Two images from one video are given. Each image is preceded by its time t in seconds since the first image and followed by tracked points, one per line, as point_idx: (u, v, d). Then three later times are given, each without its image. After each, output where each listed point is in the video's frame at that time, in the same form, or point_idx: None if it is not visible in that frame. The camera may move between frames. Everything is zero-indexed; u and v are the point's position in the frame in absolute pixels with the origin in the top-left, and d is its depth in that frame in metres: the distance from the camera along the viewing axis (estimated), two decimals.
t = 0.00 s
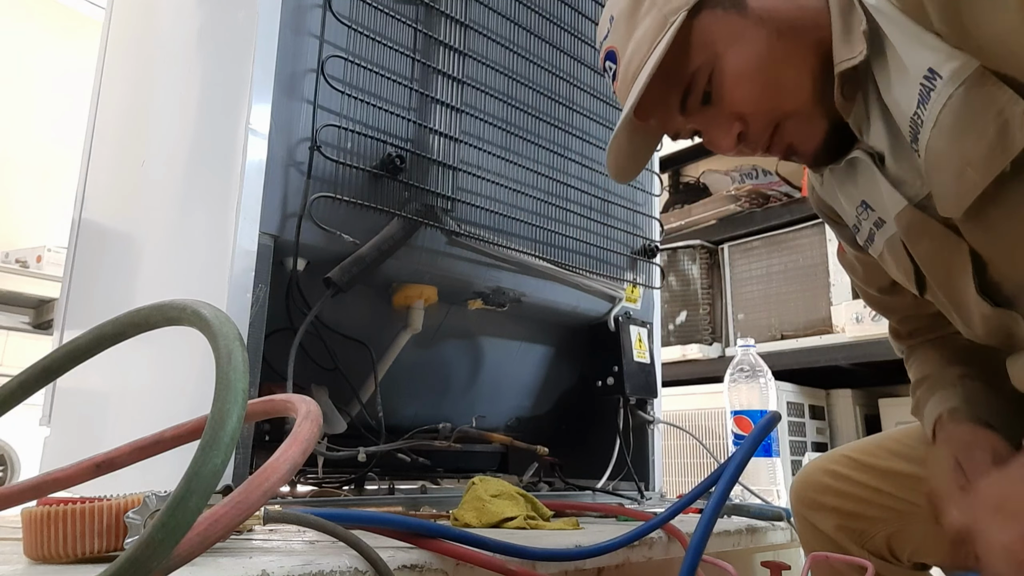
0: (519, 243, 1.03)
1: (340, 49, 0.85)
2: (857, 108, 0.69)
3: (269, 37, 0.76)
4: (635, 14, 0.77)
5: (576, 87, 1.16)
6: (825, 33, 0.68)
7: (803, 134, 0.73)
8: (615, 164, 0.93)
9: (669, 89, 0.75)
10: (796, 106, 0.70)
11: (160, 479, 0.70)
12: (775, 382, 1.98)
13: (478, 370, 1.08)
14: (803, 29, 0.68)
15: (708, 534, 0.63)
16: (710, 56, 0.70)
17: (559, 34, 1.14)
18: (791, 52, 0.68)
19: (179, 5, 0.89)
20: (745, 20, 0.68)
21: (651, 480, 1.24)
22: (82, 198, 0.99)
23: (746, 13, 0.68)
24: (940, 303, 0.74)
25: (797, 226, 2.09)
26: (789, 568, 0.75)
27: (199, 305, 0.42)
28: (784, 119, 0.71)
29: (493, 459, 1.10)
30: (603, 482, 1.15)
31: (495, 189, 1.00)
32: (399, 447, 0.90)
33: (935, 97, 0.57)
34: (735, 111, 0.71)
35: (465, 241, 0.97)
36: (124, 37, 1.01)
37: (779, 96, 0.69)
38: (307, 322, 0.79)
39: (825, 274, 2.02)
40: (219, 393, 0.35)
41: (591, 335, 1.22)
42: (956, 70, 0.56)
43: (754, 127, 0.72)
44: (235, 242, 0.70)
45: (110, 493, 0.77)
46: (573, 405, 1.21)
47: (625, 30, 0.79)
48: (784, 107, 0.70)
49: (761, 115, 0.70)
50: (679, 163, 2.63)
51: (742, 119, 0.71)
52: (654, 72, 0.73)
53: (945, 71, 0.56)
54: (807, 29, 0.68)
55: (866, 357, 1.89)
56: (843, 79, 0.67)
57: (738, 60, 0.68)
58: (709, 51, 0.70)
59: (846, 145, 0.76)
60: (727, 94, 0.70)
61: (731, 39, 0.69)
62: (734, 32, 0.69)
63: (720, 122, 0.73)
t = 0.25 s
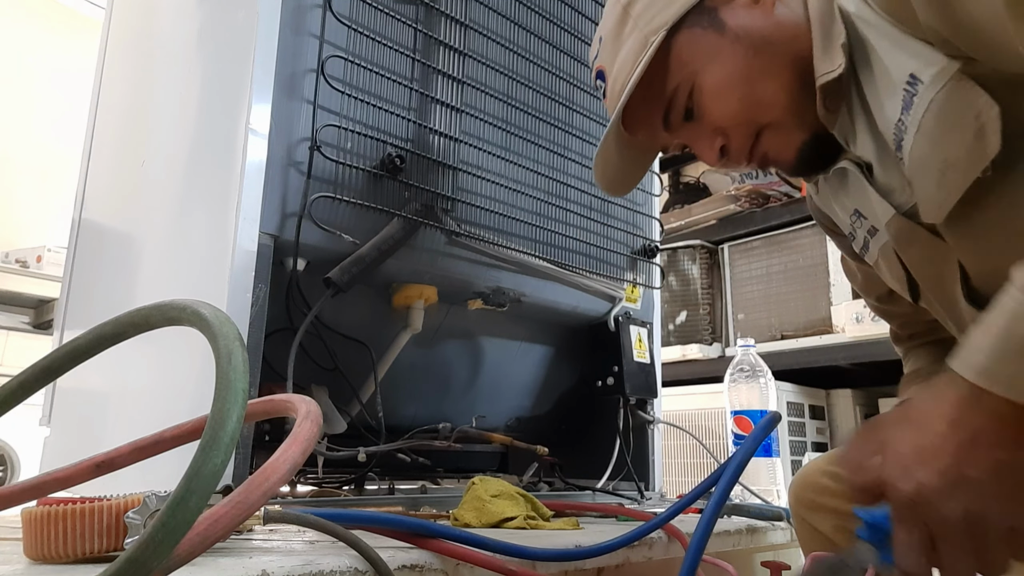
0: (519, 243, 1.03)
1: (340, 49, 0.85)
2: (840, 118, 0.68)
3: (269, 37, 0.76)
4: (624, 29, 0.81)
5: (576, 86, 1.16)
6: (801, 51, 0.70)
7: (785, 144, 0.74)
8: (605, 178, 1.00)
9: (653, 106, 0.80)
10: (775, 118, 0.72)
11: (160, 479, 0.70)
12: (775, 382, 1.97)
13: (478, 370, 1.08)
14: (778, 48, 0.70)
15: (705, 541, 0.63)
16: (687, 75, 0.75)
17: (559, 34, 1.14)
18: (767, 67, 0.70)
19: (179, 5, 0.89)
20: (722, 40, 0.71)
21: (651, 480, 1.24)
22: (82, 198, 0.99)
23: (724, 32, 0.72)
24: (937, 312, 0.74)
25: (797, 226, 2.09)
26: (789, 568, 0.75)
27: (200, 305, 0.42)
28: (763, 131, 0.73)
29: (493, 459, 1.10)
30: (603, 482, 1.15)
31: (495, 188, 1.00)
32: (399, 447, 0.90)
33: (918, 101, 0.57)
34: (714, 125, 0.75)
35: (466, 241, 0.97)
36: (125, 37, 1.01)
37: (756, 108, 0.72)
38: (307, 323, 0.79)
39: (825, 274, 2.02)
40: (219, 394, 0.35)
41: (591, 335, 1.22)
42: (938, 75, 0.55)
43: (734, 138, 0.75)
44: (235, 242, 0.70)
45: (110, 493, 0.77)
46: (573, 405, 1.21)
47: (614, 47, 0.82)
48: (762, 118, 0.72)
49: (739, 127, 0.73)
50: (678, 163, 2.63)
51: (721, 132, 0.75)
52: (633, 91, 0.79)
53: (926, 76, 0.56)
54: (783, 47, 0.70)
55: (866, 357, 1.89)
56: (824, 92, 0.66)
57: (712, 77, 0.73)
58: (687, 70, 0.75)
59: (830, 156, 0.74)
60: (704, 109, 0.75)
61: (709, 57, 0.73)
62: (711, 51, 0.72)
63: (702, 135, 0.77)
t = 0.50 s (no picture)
0: (519, 243, 1.03)
1: (340, 49, 0.85)
2: (823, 126, 0.69)
3: (269, 37, 0.76)
4: (611, 44, 0.83)
5: (576, 87, 1.16)
6: (783, 61, 0.71)
7: (772, 153, 0.75)
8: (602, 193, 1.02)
9: (642, 119, 0.82)
10: (761, 126, 0.72)
11: (159, 480, 0.70)
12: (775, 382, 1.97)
13: (478, 370, 1.08)
14: (760, 59, 0.71)
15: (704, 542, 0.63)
16: (673, 88, 0.76)
17: (559, 34, 1.14)
18: (751, 77, 0.71)
19: (179, 5, 0.89)
20: (705, 53, 0.73)
21: (651, 480, 1.24)
22: (82, 198, 0.99)
23: (706, 47, 0.73)
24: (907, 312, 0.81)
25: (797, 226, 2.09)
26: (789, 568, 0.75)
27: (200, 305, 0.42)
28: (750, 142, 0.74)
29: (493, 459, 1.10)
30: (603, 482, 1.15)
31: (495, 189, 1.00)
32: (399, 447, 0.90)
33: (881, 117, 0.59)
34: (702, 136, 0.76)
35: (466, 241, 0.97)
36: (125, 37, 1.01)
37: (742, 118, 0.72)
38: (307, 323, 0.79)
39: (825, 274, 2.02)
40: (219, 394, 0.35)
41: (591, 335, 1.22)
42: (893, 93, 0.57)
43: (723, 149, 0.75)
44: (235, 242, 0.70)
45: (110, 493, 0.77)
46: (573, 405, 1.21)
47: (603, 63, 0.85)
48: (749, 127, 0.72)
49: (726, 138, 0.74)
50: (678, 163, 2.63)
51: (710, 143, 0.75)
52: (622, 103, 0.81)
53: (883, 92, 0.57)
54: (763, 58, 0.71)
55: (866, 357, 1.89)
56: (806, 102, 0.66)
57: (698, 89, 0.73)
58: (673, 84, 0.76)
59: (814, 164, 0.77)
60: (691, 122, 0.76)
61: (693, 71, 0.74)
62: (694, 65, 0.74)
63: (692, 146, 0.78)
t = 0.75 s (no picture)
0: (519, 243, 1.03)
1: (340, 49, 0.85)
2: (794, 145, 0.69)
3: (269, 37, 0.76)
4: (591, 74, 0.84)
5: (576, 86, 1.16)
6: (754, 86, 0.71)
7: (749, 175, 0.75)
8: (586, 216, 1.01)
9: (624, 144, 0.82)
10: (737, 151, 0.73)
11: (159, 480, 0.70)
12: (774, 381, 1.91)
13: (478, 370, 1.08)
14: (732, 86, 0.71)
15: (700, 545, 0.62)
16: (652, 116, 0.76)
17: (559, 34, 1.14)
18: (724, 103, 0.72)
19: (178, 5, 0.89)
20: (680, 82, 0.73)
21: (651, 481, 1.24)
22: (82, 198, 0.99)
23: (681, 76, 0.73)
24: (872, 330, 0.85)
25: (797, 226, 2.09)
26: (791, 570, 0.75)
27: (200, 305, 0.42)
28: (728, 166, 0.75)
29: (493, 459, 1.10)
30: (603, 482, 1.15)
31: (495, 189, 1.00)
32: (399, 447, 0.90)
33: (829, 136, 0.59)
34: (681, 161, 0.76)
35: (466, 241, 0.97)
36: (125, 37, 1.01)
37: (718, 144, 0.73)
38: (306, 323, 0.79)
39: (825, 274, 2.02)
40: (219, 394, 0.35)
41: (591, 335, 1.22)
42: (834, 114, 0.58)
43: (701, 173, 0.76)
44: (235, 242, 0.70)
45: (109, 493, 0.77)
46: (573, 405, 1.21)
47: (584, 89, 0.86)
48: (725, 152, 0.73)
49: (703, 163, 0.75)
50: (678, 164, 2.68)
51: (689, 168, 0.76)
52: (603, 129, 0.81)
53: (828, 113, 0.58)
54: (734, 85, 0.72)
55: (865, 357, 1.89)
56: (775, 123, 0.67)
57: (676, 117, 0.74)
58: (651, 112, 0.76)
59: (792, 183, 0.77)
60: (670, 149, 0.76)
61: (669, 99, 0.74)
62: (667, 95, 0.74)
63: (672, 171, 0.79)
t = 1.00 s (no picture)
0: (519, 243, 1.03)
1: (340, 49, 0.85)
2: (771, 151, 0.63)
3: (269, 37, 0.76)
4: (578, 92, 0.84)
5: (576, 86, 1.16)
6: (735, 101, 0.70)
7: (734, 189, 0.75)
8: (576, 236, 1.01)
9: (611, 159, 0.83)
10: (718, 166, 0.73)
11: (159, 480, 0.70)
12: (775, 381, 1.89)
13: (478, 370, 1.08)
14: (712, 103, 0.71)
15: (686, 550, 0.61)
16: (636, 132, 0.76)
17: (559, 34, 1.14)
18: (704, 120, 0.71)
19: (178, 5, 0.89)
20: (662, 99, 0.73)
21: (651, 481, 1.24)
22: (82, 198, 0.99)
23: (663, 92, 0.73)
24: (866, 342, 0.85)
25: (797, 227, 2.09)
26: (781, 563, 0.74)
27: (200, 305, 0.42)
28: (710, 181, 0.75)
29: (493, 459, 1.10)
30: (603, 482, 1.15)
31: (495, 189, 1.00)
32: (399, 447, 0.90)
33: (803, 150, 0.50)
34: (666, 176, 0.77)
35: (466, 241, 0.97)
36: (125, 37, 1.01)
37: (699, 160, 0.73)
38: (306, 323, 0.79)
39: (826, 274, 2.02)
40: (219, 394, 0.35)
41: (591, 335, 1.22)
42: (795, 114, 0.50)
43: (686, 188, 0.77)
44: (235, 242, 0.70)
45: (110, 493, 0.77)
46: (573, 405, 1.21)
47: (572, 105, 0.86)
48: (707, 167, 0.73)
49: (687, 178, 0.75)
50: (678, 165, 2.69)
51: (673, 183, 0.77)
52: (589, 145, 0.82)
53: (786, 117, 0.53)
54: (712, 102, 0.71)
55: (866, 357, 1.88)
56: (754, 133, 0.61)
57: (659, 133, 0.74)
58: (636, 127, 0.76)
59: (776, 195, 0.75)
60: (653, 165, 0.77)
61: (653, 115, 0.74)
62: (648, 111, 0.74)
63: (657, 186, 0.79)
